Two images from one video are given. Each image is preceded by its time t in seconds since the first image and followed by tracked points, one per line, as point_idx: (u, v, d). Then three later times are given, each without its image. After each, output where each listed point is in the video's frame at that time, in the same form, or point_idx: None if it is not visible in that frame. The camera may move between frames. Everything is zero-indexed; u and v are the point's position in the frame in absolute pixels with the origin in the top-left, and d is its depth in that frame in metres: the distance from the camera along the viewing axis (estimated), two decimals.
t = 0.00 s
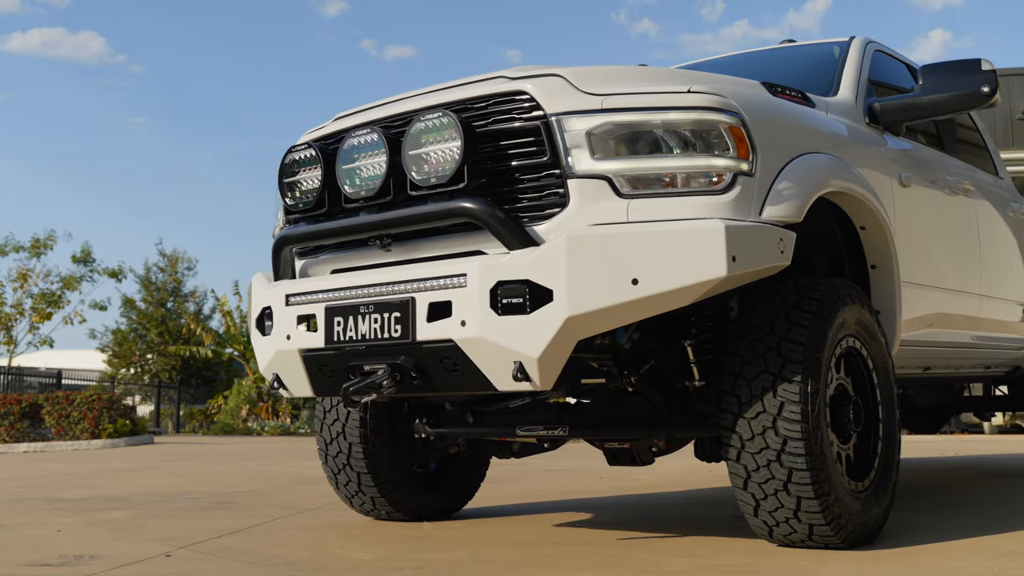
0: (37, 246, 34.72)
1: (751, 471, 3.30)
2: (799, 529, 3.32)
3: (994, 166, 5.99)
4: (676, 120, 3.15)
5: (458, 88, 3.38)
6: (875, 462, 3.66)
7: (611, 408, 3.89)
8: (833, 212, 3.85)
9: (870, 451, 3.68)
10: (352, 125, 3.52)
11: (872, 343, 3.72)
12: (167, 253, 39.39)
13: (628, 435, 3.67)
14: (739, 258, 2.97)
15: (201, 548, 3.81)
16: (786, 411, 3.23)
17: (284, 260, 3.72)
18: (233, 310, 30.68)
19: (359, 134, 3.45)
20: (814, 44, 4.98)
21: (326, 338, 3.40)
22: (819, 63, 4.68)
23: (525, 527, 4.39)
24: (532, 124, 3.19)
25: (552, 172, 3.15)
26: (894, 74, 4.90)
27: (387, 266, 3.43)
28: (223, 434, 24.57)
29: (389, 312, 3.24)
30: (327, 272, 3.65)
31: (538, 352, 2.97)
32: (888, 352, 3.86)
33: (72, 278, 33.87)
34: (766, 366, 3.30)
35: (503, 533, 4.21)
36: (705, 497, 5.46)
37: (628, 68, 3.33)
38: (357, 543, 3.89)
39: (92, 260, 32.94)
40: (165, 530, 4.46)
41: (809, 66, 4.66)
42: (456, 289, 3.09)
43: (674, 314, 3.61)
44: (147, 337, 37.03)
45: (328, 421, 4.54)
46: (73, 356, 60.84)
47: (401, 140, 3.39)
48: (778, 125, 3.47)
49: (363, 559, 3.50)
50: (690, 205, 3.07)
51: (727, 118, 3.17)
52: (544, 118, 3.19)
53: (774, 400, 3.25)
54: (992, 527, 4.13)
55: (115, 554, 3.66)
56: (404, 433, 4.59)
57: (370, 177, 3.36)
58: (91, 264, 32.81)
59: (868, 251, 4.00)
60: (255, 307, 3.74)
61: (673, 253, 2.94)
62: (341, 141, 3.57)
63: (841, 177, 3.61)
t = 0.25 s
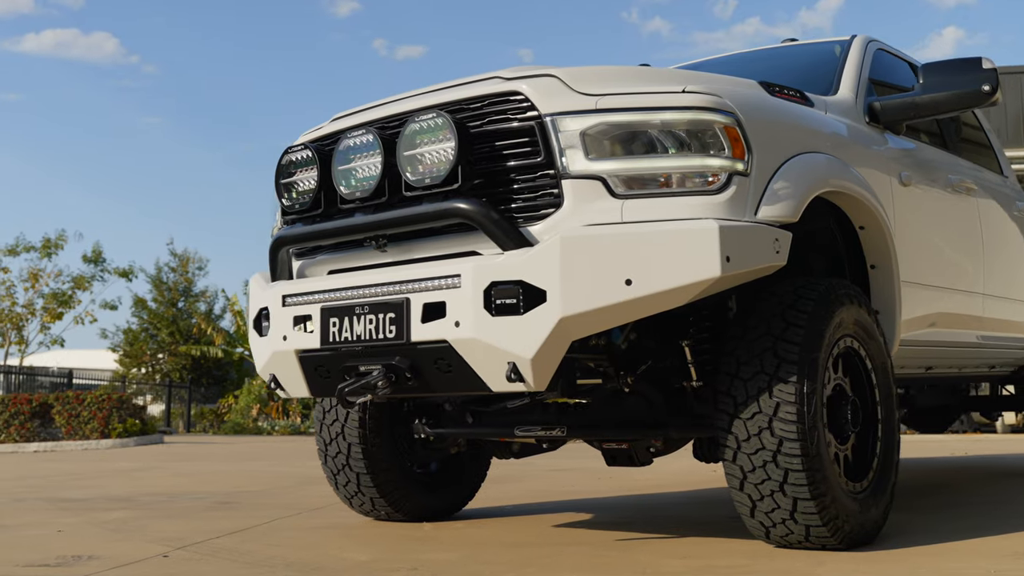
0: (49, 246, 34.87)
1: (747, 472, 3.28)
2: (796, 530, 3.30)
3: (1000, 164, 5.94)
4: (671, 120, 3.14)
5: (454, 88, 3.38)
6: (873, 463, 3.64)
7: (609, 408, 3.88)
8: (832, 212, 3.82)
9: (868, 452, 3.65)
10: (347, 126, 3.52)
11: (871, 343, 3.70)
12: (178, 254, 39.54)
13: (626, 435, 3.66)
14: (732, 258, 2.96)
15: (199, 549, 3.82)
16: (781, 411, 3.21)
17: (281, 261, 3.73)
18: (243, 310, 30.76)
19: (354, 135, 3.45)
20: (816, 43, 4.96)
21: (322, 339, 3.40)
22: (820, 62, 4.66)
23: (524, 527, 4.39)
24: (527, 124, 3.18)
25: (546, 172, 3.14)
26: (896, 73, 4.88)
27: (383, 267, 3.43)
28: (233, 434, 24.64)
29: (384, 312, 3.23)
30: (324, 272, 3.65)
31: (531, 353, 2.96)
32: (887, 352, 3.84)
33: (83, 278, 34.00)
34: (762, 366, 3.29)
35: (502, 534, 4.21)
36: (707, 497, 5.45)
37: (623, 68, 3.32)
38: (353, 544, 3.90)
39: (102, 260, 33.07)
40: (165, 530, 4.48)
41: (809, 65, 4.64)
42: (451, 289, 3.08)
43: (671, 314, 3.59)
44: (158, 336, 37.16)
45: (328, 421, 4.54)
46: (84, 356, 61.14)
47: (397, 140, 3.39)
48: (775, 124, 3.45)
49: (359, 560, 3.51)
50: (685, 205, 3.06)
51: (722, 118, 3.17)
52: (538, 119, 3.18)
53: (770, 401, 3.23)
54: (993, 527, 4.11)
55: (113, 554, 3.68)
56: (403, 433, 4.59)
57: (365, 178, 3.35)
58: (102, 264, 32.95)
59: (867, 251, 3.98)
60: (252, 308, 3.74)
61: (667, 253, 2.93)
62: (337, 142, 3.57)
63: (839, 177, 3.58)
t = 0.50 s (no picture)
0: (60, 246, 35.01)
1: (743, 473, 3.27)
2: (793, 531, 3.29)
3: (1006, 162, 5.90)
4: (666, 120, 3.13)
5: (449, 89, 3.38)
6: (872, 464, 3.62)
7: (607, 409, 3.88)
8: (831, 211, 3.79)
9: (867, 453, 3.64)
10: (343, 127, 3.52)
11: (869, 343, 3.68)
12: (188, 253, 39.64)
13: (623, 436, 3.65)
14: (726, 259, 2.95)
15: (197, 550, 3.84)
16: (777, 412, 3.20)
17: (278, 262, 3.73)
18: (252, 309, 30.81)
19: (350, 136, 3.45)
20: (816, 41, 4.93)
21: (318, 340, 3.41)
22: (820, 60, 4.64)
23: (524, 528, 4.40)
24: (521, 125, 3.18)
25: (540, 173, 3.14)
26: (897, 71, 4.85)
27: (378, 268, 3.43)
28: (242, 433, 24.69)
29: (378, 313, 3.23)
30: (321, 273, 3.65)
31: (524, 354, 2.96)
32: (887, 353, 3.82)
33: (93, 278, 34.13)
34: (758, 366, 3.27)
35: (500, 534, 4.21)
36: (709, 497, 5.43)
37: (618, 68, 3.31)
38: (350, 544, 3.91)
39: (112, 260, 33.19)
40: (166, 530, 4.50)
41: (809, 64, 4.62)
42: (445, 290, 3.08)
43: (668, 314, 3.58)
44: (168, 336, 37.28)
45: (327, 421, 4.55)
46: (96, 356, 61.39)
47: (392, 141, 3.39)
48: (772, 124, 3.43)
49: (356, 561, 3.52)
50: (679, 205, 3.06)
51: (717, 118, 3.16)
52: (533, 119, 3.18)
53: (766, 401, 3.22)
54: (994, 528, 4.08)
55: (110, 555, 3.70)
56: (403, 434, 4.59)
57: (360, 179, 3.36)
58: (112, 264, 33.07)
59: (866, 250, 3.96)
60: (250, 309, 3.74)
61: (660, 254, 2.93)
62: (333, 142, 3.57)
63: (837, 176, 3.57)
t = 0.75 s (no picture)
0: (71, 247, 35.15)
1: (740, 474, 3.26)
2: (790, 532, 3.28)
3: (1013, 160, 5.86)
4: (661, 120, 3.12)
5: (445, 90, 3.37)
6: (871, 464, 3.60)
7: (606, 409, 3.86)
8: (830, 211, 3.76)
9: (866, 453, 3.62)
10: (340, 128, 3.52)
11: (868, 343, 3.66)
12: (199, 253, 39.74)
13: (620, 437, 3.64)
14: (721, 259, 2.94)
15: (195, 550, 3.86)
16: (773, 413, 3.19)
17: (275, 262, 3.73)
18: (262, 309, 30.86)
19: (346, 137, 3.45)
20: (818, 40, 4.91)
21: (314, 340, 3.41)
22: (822, 59, 4.61)
23: (523, 528, 4.40)
24: (516, 125, 3.17)
25: (535, 173, 3.13)
26: (900, 69, 4.82)
27: (375, 268, 3.43)
28: (252, 433, 24.74)
29: (374, 314, 3.23)
30: (318, 273, 3.65)
31: (518, 354, 2.96)
32: (886, 353, 3.80)
33: (104, 278, 34.24)
34: (755, 367, 3.26)
35: (499, 535, 4.21)
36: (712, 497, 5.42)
37: (613, 68, 3.30)
38: (347, 545, 3.92)
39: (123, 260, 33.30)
40: (167, 530, 4.52)
41: (809, 63, 4.60)
42: (439, 291, 3.08)
43: (666, 314, 3.57)
44: (179, 336, 37.38)
45: (327, 422, 4.56)
46: (108, 355, 61.61)
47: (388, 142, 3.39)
48: (769, 123, 3.42)
49: (353, 561, 3.53)
50: (674, 205, 3.05)
51: (712, 118, 3.15)
52: (528, 119, 3.17)
53: (762, 402, 3.21)
54: (996, 528, 4.06)
55: (109, 556, 3.72)
56: (403, 434, 4.60)
57: (356, 180, 3.36)
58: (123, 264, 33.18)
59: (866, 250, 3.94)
60: (247, 309, 3.75)
61: (654, 254, 2.92)
62: (329, 143, 3.57)
63: (835, 176, 3.55)
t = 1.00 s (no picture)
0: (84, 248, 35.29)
1: (736, 474, 3.25)
2: (787, 532, 3.26)
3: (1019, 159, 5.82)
4: (655, 119, 3.12)
5: (440, 91, 3.37)
6: (870, 464, 3.58)
7: (604, 409, 3.85)
8: (828, 211, 3.74)
9: (865, 453, 3.60)
10: (336, 129, 3.52)
11: (867, 343, 3.64)
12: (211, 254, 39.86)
13: (618, 437, 3.64)
14: (715, 259, 2.93)
15: (194, 550, 3.87)
16: (770, 413, 3.18)
17: (273, 263, 3.74)
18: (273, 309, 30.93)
19: (342, 137, 3.45)
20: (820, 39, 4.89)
21: (310, 341, 3.41)
22: (823, 58, 4.60)
23: (523, 528, 4.39)
24: (511, 125, 3.17)
25: (530, 173, 3.13)
26: (902, 68, 4.80)
27: (371, 269, 3.43)
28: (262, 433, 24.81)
29: (369, 314, 3.24)
30: (315, 274, 3.65)
31: (512, 355, 2.95)
32: (886, 353, 3.78)
33: (117, 279, 34.36)
34: (751, 367, 3.25)
35: (498, 536, 4.21)
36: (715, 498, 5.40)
37: (609, 68, 3.29)
38: (345, 545, 3.93)
39: (135, 261, 33.43)
40: (168, 530, 4.54)
41: (810, 62, 4.58)
42: (434, 291, 3.08)
43: (663, 315, 3.56)
44: (191, 336, 37.50)
45: (328, 422, 4.57)
46: (120, 356, 61.86)
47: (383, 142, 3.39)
48: (766, 123, 3.41)
49: (350, 561, 3.53)
50: (668, 206, 3.04)
51: (707, 117, 3.14)
52: (522, 120, 3.17)
53: (759, 402, 3.20)
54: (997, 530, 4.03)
55: (108, 556, 3.74)
56: (403, 434, 4.60)
57: (352, 180, 3.36)
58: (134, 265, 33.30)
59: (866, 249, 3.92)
60: (245, 310, 3.75)
61: (648, 254, 2.92)
62: (326, 144, 3.57)
63: (833, 176, 3.54)
